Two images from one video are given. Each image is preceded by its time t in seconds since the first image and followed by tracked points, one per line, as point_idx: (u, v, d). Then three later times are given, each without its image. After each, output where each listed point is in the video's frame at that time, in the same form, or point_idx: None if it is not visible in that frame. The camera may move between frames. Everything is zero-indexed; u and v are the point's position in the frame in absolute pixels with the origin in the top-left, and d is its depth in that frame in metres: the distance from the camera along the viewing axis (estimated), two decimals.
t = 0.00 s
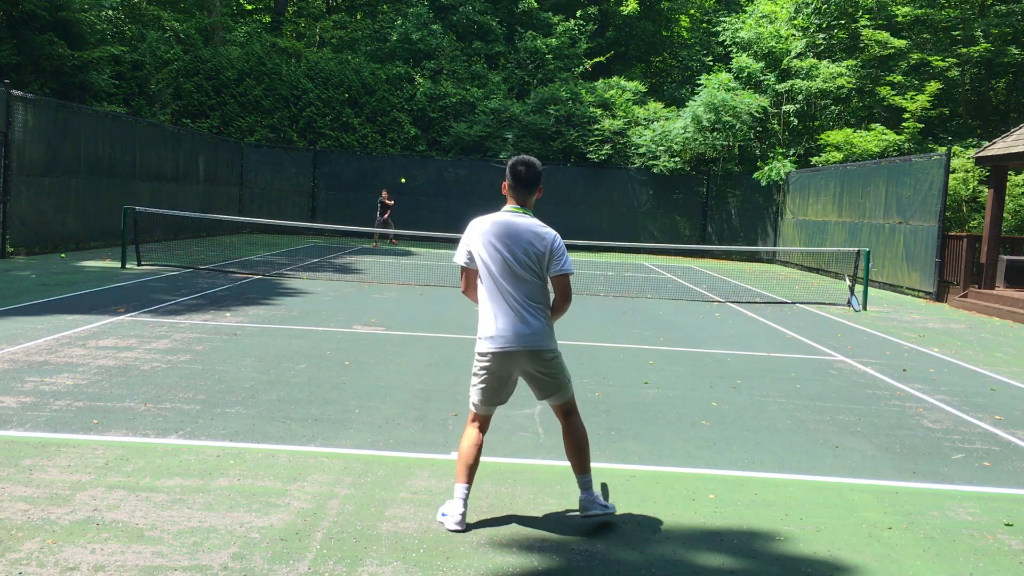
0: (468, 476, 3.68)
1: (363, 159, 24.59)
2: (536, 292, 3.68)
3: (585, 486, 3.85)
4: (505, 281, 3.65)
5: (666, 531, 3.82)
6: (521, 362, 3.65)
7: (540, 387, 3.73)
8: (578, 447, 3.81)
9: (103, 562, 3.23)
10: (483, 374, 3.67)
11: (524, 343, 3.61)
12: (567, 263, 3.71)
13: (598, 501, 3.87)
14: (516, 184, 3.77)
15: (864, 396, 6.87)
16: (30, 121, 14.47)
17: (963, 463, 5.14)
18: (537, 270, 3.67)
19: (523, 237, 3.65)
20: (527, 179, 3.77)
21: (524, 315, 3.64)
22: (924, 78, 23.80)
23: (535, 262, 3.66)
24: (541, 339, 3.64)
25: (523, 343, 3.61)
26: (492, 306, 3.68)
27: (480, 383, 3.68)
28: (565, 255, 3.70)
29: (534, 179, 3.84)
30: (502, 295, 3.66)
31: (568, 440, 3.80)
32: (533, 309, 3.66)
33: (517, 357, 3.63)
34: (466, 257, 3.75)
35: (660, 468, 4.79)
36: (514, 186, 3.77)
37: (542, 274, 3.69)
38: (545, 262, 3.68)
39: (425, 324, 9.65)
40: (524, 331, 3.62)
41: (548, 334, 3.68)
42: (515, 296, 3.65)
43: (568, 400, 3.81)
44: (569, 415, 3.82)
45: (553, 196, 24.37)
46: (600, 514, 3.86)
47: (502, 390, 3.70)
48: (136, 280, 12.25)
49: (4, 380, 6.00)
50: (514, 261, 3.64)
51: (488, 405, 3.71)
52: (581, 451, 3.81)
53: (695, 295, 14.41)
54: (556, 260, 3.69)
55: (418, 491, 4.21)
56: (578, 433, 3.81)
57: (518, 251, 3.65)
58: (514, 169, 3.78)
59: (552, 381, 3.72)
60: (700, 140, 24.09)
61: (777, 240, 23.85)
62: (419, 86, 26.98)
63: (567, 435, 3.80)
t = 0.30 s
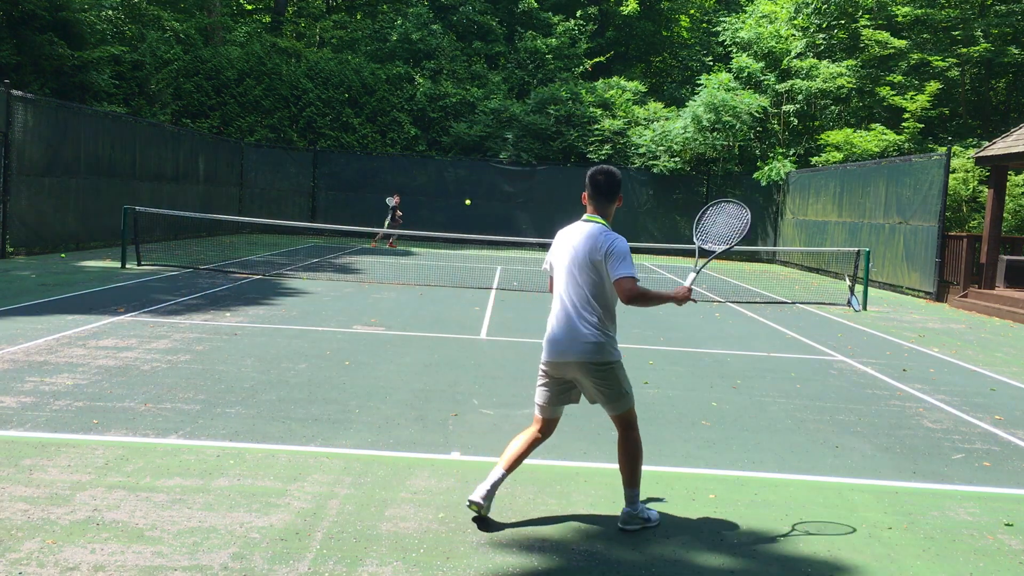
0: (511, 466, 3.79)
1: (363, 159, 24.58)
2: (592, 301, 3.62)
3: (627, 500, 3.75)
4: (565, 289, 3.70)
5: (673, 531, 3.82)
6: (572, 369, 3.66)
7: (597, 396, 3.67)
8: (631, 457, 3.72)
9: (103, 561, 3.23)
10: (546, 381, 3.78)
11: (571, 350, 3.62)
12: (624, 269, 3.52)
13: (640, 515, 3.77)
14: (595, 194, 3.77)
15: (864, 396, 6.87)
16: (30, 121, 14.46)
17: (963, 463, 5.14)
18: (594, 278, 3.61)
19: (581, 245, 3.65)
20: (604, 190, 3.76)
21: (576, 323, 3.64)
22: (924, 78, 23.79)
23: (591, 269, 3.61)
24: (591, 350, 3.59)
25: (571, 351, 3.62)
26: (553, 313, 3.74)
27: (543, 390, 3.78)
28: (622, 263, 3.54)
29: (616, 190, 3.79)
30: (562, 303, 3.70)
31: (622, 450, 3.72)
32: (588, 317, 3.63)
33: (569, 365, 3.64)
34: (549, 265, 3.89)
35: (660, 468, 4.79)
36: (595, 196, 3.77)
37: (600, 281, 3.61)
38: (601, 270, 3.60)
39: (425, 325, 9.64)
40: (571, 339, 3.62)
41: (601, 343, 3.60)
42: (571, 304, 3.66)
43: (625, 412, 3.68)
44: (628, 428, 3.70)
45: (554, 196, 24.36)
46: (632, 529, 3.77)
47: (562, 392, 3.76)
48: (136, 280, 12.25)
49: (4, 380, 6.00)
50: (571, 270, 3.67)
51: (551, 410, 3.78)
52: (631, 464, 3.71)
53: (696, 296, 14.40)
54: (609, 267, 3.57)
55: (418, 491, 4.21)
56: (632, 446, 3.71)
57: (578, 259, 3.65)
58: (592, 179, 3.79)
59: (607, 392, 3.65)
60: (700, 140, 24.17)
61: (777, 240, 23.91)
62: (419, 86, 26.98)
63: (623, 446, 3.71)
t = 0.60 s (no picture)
0: (552, 480, 3.73)
1: (363, 159, 24.57)
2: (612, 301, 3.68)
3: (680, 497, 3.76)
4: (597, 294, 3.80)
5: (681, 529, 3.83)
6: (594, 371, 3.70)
7: (628, 397, 3.68)
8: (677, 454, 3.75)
9: (103, 562, 3.23)
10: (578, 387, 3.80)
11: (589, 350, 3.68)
12: (627, 263, 3.55)
13: (698, 511, 3.77)
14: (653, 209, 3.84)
15: (864, 396, 6.87)
16: (30, 121, 14.45)
17: (962, 463, 5.14)
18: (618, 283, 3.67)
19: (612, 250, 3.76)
20: (665, 204, 3.80)
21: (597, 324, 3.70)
22: (924, 78, 23.77)
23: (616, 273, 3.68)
24: (608, 349, 3.62)
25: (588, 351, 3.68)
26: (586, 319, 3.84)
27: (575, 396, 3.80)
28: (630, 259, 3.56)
29: (675, 208, 3.82)
30: (594, 308, 3.80)
31: (666, 446, 3.76)
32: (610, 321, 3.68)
33: (590, 367, 3.68)
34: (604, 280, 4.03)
35: (660, 468, 4.78)
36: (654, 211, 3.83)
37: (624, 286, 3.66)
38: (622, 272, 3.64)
39: (425, 324, 9.64)
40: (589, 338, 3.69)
41: (620, 344, 3.62)
42: (598, 306, 3.74)
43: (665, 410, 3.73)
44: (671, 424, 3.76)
45: (554, 195, 24.35)
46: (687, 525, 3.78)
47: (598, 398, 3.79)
48: (136, 280, 12.24)
49: (4, 380, 6.00)
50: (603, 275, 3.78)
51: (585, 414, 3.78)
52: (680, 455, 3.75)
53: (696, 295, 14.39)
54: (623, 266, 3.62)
55: (419, 491, 4.21)
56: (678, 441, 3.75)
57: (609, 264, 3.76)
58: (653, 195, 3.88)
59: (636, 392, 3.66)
60: (700, 141, 24.24)
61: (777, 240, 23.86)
62: (419, 86, 26.99)
63: (666, 442, 3.76)
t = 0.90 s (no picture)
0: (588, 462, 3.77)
1: (363, 159, 24.57)
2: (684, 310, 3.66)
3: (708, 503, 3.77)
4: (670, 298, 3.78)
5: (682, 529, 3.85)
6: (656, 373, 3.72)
7: (689, 402, 3.69)
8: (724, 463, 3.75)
9: (103, 562, 3.23)
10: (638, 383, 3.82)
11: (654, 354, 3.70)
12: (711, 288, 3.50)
13: (721, 519, 3.80)
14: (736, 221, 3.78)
15: (864, 396, 6.87)
16: (30, 121, 14.46)
17: (963, 463, 5.14)
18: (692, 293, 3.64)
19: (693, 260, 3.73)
20: (748, 220, 3.73)
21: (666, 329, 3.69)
22: (924, 78, 23.75)
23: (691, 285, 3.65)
24: (675, 356, 3.62)
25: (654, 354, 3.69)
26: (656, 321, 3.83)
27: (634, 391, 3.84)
28: (715, 277, 3.54)
29: (760, 223, 3.75)
30: (663, 311, 3.78)
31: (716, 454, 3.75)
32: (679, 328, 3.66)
33: (654, 370, 3.70)
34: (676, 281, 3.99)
35: (661, 468, 4.78)
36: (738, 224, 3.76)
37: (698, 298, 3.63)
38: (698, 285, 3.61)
39: (425, 325, 9.64)
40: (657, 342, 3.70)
41: (687, 353, 3.61)
42: (669, 310, 3.72)
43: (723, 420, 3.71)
44: (728, 435, 3.74)
45: (554, 195, 24.33)
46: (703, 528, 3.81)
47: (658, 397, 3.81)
48: (136, 280, 12.24)
49: (4, 380, 6.01)
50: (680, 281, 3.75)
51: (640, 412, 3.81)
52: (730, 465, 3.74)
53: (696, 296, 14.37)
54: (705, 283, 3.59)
55: (418, 491, 4.21)
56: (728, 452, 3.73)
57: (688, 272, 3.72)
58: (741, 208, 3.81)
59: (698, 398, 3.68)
60: (700, 140, 24.26)
61: (777, 239, 23.86)
62: (419, 86, 26.99)
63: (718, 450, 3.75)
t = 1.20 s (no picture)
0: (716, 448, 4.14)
1: (363, 159, 24.57)
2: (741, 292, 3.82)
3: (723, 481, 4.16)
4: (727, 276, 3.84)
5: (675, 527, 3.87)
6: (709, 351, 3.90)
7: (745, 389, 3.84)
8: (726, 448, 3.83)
9: (103, 562, 3.23)
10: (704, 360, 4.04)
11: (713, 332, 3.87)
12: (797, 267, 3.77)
13: (724, 516, 3.80)
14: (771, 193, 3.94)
15: (864, 396, 6.87)
16: (30, 121, 14.46)
17: (963, 463, 5.14)
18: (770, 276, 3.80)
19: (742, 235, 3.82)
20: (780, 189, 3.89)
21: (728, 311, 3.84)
22: (924, 78, 23.72)
23: (769, 267, 3.78)
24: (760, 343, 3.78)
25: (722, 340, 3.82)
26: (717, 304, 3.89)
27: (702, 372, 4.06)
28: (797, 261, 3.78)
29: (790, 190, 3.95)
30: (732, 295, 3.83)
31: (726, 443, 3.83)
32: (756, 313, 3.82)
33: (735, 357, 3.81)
34: (702, 249, 4.08)
35: (661, 468, 4.78)
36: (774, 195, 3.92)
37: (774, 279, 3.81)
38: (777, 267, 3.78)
39: (426, 324, 9.64)
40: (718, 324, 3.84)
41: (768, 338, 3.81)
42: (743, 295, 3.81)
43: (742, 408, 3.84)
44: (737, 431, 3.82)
45: (554, 195, 24.32)
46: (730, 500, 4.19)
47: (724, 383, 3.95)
48: (136, 280, 12.23)
49: (4, 380, 6.01)
50: (727, 259, 3.83)
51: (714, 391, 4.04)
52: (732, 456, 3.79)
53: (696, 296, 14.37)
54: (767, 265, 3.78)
55: (419, 491, 4.21)
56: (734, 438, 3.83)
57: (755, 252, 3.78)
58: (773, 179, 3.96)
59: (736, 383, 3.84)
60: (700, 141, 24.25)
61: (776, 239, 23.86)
62: (419, 86, 26.99)
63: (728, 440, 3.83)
